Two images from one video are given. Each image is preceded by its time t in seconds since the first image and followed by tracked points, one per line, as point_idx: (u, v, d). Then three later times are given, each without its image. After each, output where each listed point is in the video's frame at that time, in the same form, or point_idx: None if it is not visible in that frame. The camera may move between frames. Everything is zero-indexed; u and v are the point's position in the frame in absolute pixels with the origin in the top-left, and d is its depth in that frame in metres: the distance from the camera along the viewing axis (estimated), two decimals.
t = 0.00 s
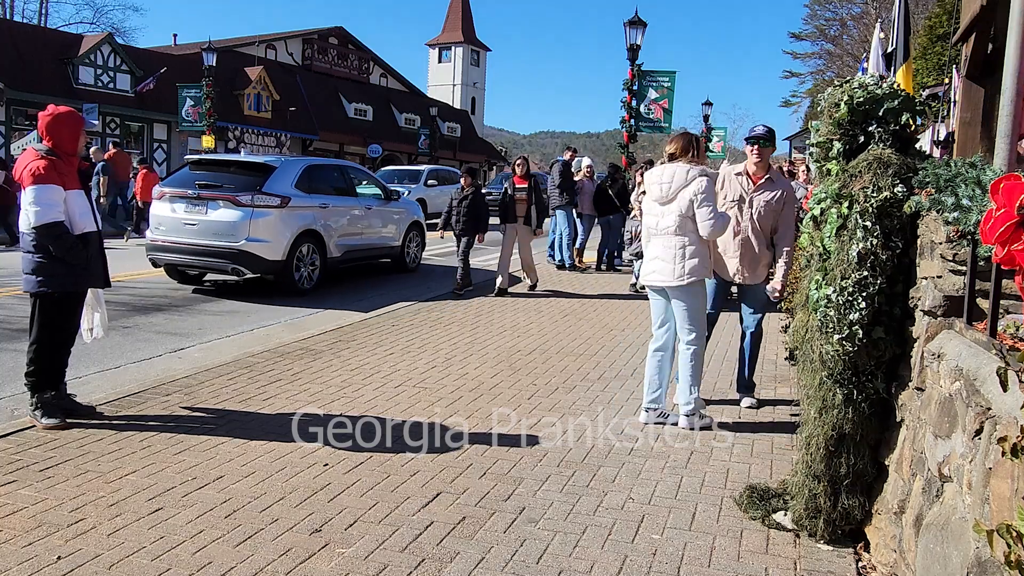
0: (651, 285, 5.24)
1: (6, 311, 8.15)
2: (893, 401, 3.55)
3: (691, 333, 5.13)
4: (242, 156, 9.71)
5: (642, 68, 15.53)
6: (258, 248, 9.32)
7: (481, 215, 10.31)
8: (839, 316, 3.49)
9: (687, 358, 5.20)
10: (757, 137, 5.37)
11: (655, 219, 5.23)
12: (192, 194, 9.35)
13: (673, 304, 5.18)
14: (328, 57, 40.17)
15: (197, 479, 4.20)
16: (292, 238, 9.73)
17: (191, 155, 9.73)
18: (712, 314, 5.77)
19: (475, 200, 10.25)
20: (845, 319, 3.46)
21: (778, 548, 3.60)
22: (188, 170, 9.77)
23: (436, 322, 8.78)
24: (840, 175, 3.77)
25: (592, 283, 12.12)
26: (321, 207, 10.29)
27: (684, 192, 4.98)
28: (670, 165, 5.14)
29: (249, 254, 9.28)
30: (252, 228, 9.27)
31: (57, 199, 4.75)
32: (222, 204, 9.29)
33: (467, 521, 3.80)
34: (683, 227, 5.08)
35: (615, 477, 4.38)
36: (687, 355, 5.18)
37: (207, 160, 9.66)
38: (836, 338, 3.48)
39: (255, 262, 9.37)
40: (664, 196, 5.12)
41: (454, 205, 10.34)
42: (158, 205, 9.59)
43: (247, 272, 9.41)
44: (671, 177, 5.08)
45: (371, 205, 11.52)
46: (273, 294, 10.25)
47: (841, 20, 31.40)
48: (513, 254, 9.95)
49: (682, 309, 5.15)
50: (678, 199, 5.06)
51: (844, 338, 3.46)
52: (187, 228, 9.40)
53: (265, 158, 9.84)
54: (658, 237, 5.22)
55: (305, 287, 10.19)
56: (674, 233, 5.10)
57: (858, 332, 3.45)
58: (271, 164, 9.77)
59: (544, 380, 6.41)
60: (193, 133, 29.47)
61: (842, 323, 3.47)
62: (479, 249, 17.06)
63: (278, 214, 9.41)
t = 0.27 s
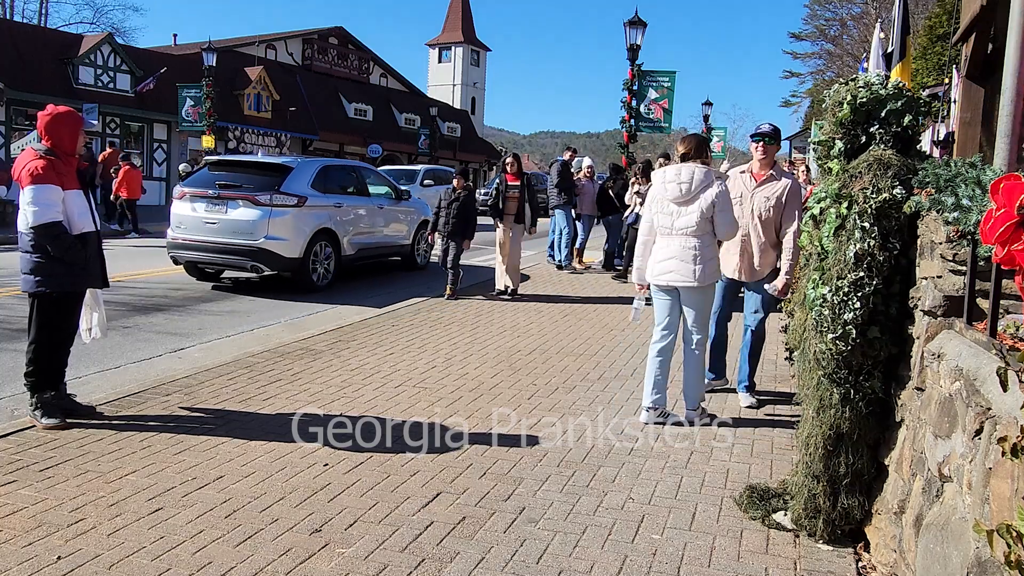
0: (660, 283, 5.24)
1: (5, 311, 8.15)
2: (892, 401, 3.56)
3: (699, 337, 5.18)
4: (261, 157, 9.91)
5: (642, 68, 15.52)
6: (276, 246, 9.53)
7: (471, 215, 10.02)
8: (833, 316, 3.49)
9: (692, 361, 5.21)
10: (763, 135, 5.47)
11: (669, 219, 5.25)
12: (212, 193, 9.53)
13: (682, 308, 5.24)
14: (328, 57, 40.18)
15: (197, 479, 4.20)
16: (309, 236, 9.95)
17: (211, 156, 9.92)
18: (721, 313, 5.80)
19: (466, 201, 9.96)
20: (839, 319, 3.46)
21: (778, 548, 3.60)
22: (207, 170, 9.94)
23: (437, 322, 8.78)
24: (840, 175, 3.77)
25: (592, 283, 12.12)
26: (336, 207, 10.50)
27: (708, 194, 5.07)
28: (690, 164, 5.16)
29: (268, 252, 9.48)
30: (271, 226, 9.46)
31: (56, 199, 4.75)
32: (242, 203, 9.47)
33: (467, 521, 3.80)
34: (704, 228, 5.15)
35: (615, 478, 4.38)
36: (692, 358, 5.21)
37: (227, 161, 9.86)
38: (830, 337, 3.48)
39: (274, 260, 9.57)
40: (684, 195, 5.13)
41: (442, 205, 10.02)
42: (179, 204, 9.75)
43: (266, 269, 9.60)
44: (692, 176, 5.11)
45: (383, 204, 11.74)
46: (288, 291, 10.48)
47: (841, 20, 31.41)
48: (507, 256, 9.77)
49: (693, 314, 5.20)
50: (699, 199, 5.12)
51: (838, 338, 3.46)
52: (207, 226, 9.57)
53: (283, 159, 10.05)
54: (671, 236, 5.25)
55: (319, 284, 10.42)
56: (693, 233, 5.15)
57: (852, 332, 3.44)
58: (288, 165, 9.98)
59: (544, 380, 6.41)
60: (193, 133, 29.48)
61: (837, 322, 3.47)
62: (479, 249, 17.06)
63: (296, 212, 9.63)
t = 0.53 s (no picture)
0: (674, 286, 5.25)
1: (5, 311, 8.15)
2: (891, 401, 3.56)
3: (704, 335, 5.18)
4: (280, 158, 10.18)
5: (642, 68, 15.52)
6: (295, 244, 9.77)
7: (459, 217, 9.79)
8: (833, 316, 3.49)
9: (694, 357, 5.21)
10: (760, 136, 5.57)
11: (679, 220, 5.26)
12: (234, 194, 9.79)
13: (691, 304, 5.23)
14: (328, 57, 40.18)
15: (197, 479, 4.20)
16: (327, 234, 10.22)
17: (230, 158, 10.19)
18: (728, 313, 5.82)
19: (455, 200, 9.74)
20: (839, 319, 3.46)
21: (778, 548, 3.60)
22: (227, 171, 10.20)
23: (437, 322, 8.78)
24: (840, 175, 3.77)
25: (592, 284, 12.11)
26: (351, 206, 10.77)
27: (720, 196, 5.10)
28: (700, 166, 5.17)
29: (288, 250, 9.73)
30: (290, 225, 9.72)
31: (54, 199, 4.74)
32: (262, 203, 9.72)
33: (467, 521, 3.80)
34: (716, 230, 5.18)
35: (615, 478, 4.38)
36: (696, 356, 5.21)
37: (246, 162, 10.12)
38: (829, 337, 3.48)
39: (294, 257, 9.83)
40: (695, 198, 5.14)
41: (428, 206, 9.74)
42: (201, 204, 10.03)
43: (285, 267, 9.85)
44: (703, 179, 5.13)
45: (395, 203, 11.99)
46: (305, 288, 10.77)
47: (841, 20, 31.42)
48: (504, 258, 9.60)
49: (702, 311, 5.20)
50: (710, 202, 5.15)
51: (837, 338, 3.46)
52: (228, 225, 9.83)
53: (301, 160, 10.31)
54: (681, 238, 5.27)
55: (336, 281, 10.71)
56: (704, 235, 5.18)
57: (852, 332, 3.44)
58: (306, 166, 10.24)
59: (544, 380, 6.41)
60: (193, 133, 29.48)
61: (836, 322, 3.47)
62: (479, 249, 17.06)
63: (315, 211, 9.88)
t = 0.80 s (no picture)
0: (673, 283, 5.31)
1: (5, 311, 8.15)
2: (891, 401, 3.55)
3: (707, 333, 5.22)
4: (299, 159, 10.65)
5: (642, 68, 15.51)
6: (314, 241, 10.23)
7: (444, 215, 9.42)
8: (832, 316, 3.49)
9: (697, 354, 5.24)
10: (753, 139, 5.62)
11: (678, 221, 5.35)
12: (255, 193, 10.28)
13: (693, 300, 5.28)
14: (328, 57, 40.19)
15: (197, 479, 4.20)
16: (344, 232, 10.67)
17: (251, 158, 10.68)
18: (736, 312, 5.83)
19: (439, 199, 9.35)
20: (838, 319, 3.47)
21: (778, 548, 3.60)
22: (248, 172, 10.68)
23: (436, 322, 8.78)
24: (840, 175, 3.78)
25: (592, 283, 12.11)
26: (367, 205, 11.21)
27: (709, 195, 5.11)
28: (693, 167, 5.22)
29: (307, 247, 10.19)
30: (309, 223, 10.18)
31: (53, 199, 4.74)
32: (282, 202, 10.19)
33: (467, 521, 3.80)
34: (712, 228, 5.18)
35: (615, 478, 4.38)
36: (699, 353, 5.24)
37: (266, 163, 10.60)
38: (828, 337, 3.48)
39: (313, 254, 10.28)
40: (687, 199, 5.21)
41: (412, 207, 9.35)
42: (224, 204, 10.52)
43: (305, 264, 10.30)
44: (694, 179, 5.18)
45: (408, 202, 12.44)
46: (323, 284, 11.20)
47: (841, 20, 31.42)
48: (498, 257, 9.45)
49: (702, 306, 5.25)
50: (702, 201, 5.17)
51: (836, 338, 3.46)
52: (250, 223, 10.31)
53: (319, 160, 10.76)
54: (681, 237, 5.34)
55: (352, 277, 11.13)
56: (699, 234, 5.21)
57: (851, 332, 3.44)
58: (324, 167, 10.72)
59: (544, 380, 6.41)
60: (193, 134, 29.49)
61: (835, 322, 3.48)
62: (479, 249, 17.05)
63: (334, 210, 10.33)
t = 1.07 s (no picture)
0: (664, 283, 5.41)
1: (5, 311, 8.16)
2: (891, 401, 3.55)
3: (705, 333, 5.26)
4: (318, 160, 11.06)
5: (642, 68, 15.50)
6: (332, 239, 10.62)
7: (432, 217, 9.12)
8: (832, 316, 3.49)
9: (694, 354, 5.28)
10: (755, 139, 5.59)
11: (667, 224, 5.46)
12: (277, 192, 10.68)
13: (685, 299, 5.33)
14: (328, 57, 40.18)
15: (198, 479, 4.20)
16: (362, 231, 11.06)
17: (271, 159, 11.10)
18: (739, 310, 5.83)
19: (427, 199, 9.07)
20: (838, 318, 3.47)
21: (778, 548, 3.60)
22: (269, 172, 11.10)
23: (436, 322, 8.78)
24: (840, 175, 3.78)
25: (592, 284, 12.11)
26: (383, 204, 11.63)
27: (689, 196, 5.19)
28: (675, 170, 5.33)
29: (326, 244, 10.58)
30: (328, 222, 10.57)
31: (53, 199, 4.74)
32: (302, 201, 10.59)
33: (467, 521, 3.80)
34: (694, 229, 5.25)
35: (615, 477, 4.38)
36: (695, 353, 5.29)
37: (286, 163, 11.01)
38: (829, 337, 3.48)
39: (331, 252, 10.67)
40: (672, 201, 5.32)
41: (399, 209, 9.09)
42: (245, 202, 10.91)
43: (324, 261, 10.68)
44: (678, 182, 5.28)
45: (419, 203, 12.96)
46: (341, 280, 11.65)
47: (841, 20, 31.45)
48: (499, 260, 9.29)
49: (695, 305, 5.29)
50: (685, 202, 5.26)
51: (836, 338, 3.46)
52: (271, 221, 10.71)
53: (337, 162, 11.18)
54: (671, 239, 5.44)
55: (370, 274, 11.57)
56: (682, 236, 5.29)
57: (851, 332, 3.44)
58: (342, 167, 11.12)
59: (544, 380, 6.41)
60: (193, 134, 29.49)
61: (836, 322, 3.48)
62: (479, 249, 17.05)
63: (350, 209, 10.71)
